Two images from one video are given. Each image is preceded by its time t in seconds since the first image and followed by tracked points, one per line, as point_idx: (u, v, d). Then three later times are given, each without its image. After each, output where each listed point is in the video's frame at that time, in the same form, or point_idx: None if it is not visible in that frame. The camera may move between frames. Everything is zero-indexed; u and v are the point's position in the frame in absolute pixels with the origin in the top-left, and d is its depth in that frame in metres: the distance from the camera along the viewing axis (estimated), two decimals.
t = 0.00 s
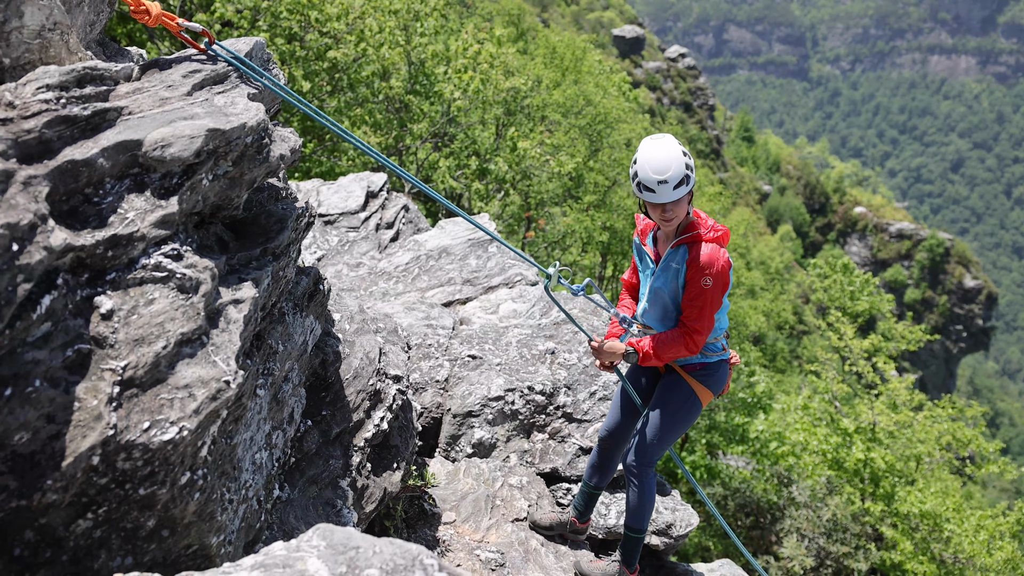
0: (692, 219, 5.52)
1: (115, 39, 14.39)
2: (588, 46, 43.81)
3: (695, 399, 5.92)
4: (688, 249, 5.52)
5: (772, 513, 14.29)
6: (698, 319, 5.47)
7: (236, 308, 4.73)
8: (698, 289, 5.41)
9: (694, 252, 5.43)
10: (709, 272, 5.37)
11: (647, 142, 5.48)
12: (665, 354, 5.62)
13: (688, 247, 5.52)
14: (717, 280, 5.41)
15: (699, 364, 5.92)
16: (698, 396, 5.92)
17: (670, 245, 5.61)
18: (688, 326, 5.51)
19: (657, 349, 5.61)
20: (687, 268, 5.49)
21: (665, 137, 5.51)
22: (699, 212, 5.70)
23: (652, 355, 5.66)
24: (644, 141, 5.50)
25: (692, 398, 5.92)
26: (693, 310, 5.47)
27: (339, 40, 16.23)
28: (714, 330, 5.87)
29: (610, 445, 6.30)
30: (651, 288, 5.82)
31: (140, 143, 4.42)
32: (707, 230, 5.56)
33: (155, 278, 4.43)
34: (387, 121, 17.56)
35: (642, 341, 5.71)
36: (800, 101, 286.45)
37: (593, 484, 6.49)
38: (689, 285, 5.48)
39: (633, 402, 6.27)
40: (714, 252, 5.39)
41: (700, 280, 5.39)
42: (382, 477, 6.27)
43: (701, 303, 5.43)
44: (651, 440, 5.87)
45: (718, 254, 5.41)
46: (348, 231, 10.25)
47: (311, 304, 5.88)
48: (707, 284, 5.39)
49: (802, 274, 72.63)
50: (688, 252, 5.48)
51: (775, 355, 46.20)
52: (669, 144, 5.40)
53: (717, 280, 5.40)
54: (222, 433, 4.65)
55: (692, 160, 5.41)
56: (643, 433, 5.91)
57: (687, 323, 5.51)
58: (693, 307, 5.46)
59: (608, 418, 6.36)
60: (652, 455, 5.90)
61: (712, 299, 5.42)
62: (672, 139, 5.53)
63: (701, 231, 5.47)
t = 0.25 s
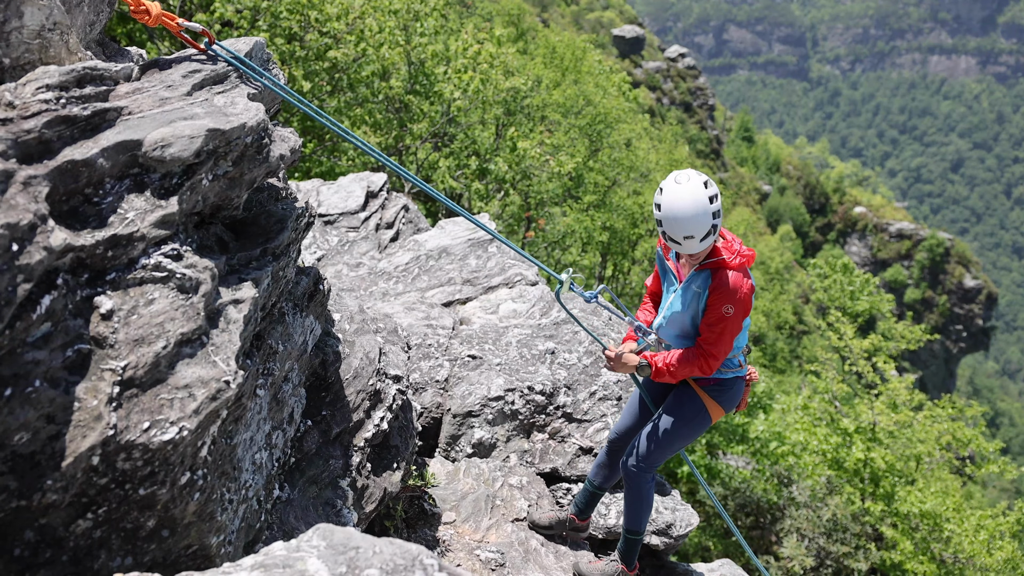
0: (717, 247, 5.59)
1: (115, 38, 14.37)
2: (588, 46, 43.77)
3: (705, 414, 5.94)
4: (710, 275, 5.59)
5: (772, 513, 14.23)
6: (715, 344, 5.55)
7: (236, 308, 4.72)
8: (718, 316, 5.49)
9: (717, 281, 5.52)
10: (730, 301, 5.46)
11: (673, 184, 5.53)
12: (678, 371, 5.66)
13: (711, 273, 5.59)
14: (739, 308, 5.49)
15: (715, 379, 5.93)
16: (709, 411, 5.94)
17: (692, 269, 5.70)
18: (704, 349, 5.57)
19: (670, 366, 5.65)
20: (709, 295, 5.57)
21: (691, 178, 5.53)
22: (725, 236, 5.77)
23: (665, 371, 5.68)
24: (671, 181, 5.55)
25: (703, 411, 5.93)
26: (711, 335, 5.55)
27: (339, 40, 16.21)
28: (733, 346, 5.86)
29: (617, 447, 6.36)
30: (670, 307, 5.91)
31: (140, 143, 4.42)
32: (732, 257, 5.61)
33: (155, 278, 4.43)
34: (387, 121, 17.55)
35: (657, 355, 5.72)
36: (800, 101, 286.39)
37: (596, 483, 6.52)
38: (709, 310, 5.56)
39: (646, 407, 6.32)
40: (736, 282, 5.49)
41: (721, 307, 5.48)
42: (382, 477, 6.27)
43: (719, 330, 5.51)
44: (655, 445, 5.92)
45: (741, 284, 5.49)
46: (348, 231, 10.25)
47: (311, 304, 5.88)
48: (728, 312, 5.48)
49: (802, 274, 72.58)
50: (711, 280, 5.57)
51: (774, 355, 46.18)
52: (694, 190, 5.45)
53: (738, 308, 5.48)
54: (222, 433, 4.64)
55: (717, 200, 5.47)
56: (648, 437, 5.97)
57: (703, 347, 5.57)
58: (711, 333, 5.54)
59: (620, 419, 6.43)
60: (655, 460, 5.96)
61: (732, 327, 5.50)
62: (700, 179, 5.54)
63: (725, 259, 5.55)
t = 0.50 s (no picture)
0: (738, 277, 5.65)
1: (115, 39, 14.37)
2: (588, 46, 43.73)
3: (732, 429, 6.01)
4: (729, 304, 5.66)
5: (772, 513, 14.19)
6: (728, 369, 5.63)
7: (236, 308, 4.72)
8: (733, 343, 5.58)
9: (736, 310, 5.61)
10: (746, 331, 5.53)
11: (688, 235, 5.50)
12: (688, 383, 5.78)
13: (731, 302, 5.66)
14: (755, 338, 5.57)
15: (739, 395, 5.98)
16: (734, 425, 6.00)
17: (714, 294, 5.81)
18: (716, 370, 5.66)
19: (682, 376, 5.79)
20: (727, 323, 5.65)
21: (706, 229, 5.45)
22: (748, 263, 5.83)
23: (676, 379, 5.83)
24: (686, 232, 5.51)
25: (728, 425, 6.00)
26: (725, 361, 5.63)
27: (339, 40, 16.21)
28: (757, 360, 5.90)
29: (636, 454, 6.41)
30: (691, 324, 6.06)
31: (140, 144, 4.42)
32: (750, 286, 5.65)
33: (155, 278, 4.43)
34: (387, 121, 17.54)
35: (673, 364, 5.87)
36: (800, 101, 286.27)
37: (613, 487, 6.53)
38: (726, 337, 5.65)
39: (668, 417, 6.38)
40: (755, 312, 5.58)
41: (737, 334, 5.56)
42: (382, 478, 6.27)
43: (734, 356, 5.59)
44: (678, 456, 6.00)
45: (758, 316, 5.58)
46: (348, 231, 10.24)
47: (310, 304, 5.88)
48: (745, 341, 5.55)
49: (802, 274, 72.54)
50: (731, 308, 5.66)
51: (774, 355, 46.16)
52: (709, 245, 5.39)
53: (754, 338, 5.56)
54: (222, 433, 4.64)
55: (732, 252, 5.43)
56: (673, 446, 6.03)
57: (716, 369, 5.66)
58: (725, 358, 5.62)
59: (642, 426, 6.47)
60: (676, 469, 6.03)
61: (747, 356, 5.59)
62: (715, 229, 5.44)
63: (747, 288, 5.63)
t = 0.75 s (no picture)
0: (753, 296, 5.73)
1: (114, 38, 14.37)
2: (588, 45, 43.74)
3: (745, 433, 6.10)
4: (748, 323, 5.78)
5: (771, 513, 14.19)
6: (751, 383, 5.78)
7: (235, 308, 4.71)
8: (754, 360, 5.72)
9: (754, 328, 5.72)
10: (766, 348, 5.68)
11: (701, 267, 5.55)
12: (714, 398, 5.91)
13: (750, 320, 5.76)
14: (775, 354, 5.72)
15: (755, 400, 6.05)
16: (748, 429, 6.09)
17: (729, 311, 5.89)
18: (740, 385, 5.82)
19: (707, 393, 5.89)
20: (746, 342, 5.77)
21: (720, 265, 5.47)
22: (761, 278, 5.88)
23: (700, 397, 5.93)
24: (699, 264, 5.55)
25: (742, 430, 6.09)
26: (747, 377, 5.78)
27: (339, 39, 16.22)
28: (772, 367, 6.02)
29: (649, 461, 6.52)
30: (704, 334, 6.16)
31: (140, 143, 4.42)
32: (766, 305, 5.75)
33: (155, 278, 4.42)
34: (386, 121, 17.52)
35: (696, 379, 5.95)
36: (799, 100, 286.12)
37: (633, 502, 6.60)
38: (745, 354, 5.77)
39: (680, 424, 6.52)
40: (772, 329, 5.71)
41: (757, 352, 5.69)
42: (381, 477, 6.27)
43: (756, 372, 5.74)
44: (689, 455, 6.09)
45: (775, 335, 5.71)
46: (347, 230, 10.25)
47: (310, 304, 5.88)
48: (765, 357, 5.70)
49: (801, 274, 72.53)
50: (748, 327, 5.77)
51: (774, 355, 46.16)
52: (719, 282, 5.44)
53: (775, 354, 5.72)
54: (222, 433, 4.64)
55: (743, 292, 5.48)
56: (683, 446, 6.13)
57: (739, 384, 5.82)
58: (747, 373, 5.77)
59: (654, 436, 6.63)
60: (687, 469, 6.11)
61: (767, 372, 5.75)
62: (730, 267, 5.46)
63: (763, 306, 5.72)
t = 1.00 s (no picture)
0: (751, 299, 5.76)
1: (110, 36, 14.33)
2: (585, 44, 43.71)
3: (742, 433, 6.15)
4: (744, 324, 5.80)
5: (767, 511, 14.22)
6: (738, 383, 5.80)
7: (231, 306, 4.70)
8: (745, 359, 5.75)
9: (749, 329, 5.74)
10: (759, 348, 5.70)
11: (703, 273, 5.55)
12: (699, 394, 5.94)
13: (746, 321, 5.79)
14: (768, 355, 5.73)
15: (751, 400, 6.16)
16: (743, 428, 6.15)
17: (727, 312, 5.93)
18: (726, 383, 5.84)
19: (692, 389, 5.94)
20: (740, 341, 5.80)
21: (723, 271, 5.50)
22: (757, 281, 5.91)
23: (687, 391, 5.98)
24: (701, 270, 5.56)
25: (739, 429, 6.15)
26: (736, 375, 5.80)
27: (335, 38, 16.20)
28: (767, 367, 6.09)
29: (643, 462, 6.51)
30: (703, 334, 6.21)
31: (135, 141, 4.41)
32: (763, 307, 5.78)
33: (151, 277, 4.41)
34: (382, 120, 17.49)
35: (684, 375, 6.01)
36: (796, 99, 286.38)
37: (627, 504, 6.57)
38: (738, 353, 5.80)
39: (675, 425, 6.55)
40: (768, 330, 5.73)
41: (749, 351, 5.72)
42: (377, 476, 6.28)
43: (745, 371, 5.76)
44: (686, 449, 6.11)
45: (770, 336, 5.73)
46: (343, 229, 10.25)
47: (306, 303, 5.87)
48: (757, 357, 5.72)
49: (798, 273, 72.56)
50: (744, 327, 5.80)
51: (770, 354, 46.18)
52: (723, 287, 5.47)
53: (767, 355, 5.73)
54: (218, 432, 4.63)
55: (746, 294, 5.52)
56: (680, 442, 6.16)
57: (727, 382, 5.84)
58: (736, 372, 5.78)
59: (648, 437, 6.64)
60: (683, 464, 6.13)
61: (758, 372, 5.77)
62: (733, 271, 5.49)
63: (760, 308, 5.75)
